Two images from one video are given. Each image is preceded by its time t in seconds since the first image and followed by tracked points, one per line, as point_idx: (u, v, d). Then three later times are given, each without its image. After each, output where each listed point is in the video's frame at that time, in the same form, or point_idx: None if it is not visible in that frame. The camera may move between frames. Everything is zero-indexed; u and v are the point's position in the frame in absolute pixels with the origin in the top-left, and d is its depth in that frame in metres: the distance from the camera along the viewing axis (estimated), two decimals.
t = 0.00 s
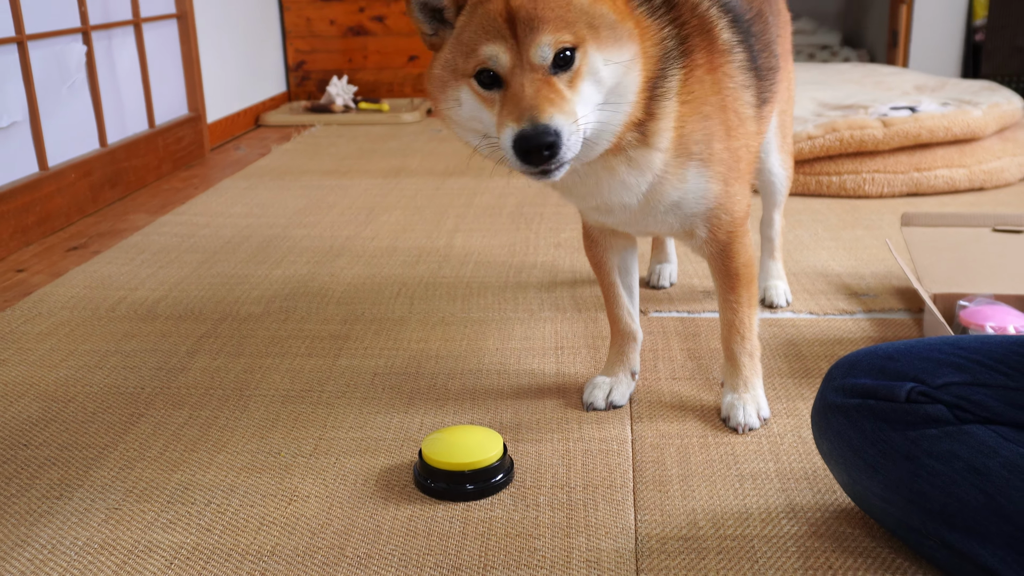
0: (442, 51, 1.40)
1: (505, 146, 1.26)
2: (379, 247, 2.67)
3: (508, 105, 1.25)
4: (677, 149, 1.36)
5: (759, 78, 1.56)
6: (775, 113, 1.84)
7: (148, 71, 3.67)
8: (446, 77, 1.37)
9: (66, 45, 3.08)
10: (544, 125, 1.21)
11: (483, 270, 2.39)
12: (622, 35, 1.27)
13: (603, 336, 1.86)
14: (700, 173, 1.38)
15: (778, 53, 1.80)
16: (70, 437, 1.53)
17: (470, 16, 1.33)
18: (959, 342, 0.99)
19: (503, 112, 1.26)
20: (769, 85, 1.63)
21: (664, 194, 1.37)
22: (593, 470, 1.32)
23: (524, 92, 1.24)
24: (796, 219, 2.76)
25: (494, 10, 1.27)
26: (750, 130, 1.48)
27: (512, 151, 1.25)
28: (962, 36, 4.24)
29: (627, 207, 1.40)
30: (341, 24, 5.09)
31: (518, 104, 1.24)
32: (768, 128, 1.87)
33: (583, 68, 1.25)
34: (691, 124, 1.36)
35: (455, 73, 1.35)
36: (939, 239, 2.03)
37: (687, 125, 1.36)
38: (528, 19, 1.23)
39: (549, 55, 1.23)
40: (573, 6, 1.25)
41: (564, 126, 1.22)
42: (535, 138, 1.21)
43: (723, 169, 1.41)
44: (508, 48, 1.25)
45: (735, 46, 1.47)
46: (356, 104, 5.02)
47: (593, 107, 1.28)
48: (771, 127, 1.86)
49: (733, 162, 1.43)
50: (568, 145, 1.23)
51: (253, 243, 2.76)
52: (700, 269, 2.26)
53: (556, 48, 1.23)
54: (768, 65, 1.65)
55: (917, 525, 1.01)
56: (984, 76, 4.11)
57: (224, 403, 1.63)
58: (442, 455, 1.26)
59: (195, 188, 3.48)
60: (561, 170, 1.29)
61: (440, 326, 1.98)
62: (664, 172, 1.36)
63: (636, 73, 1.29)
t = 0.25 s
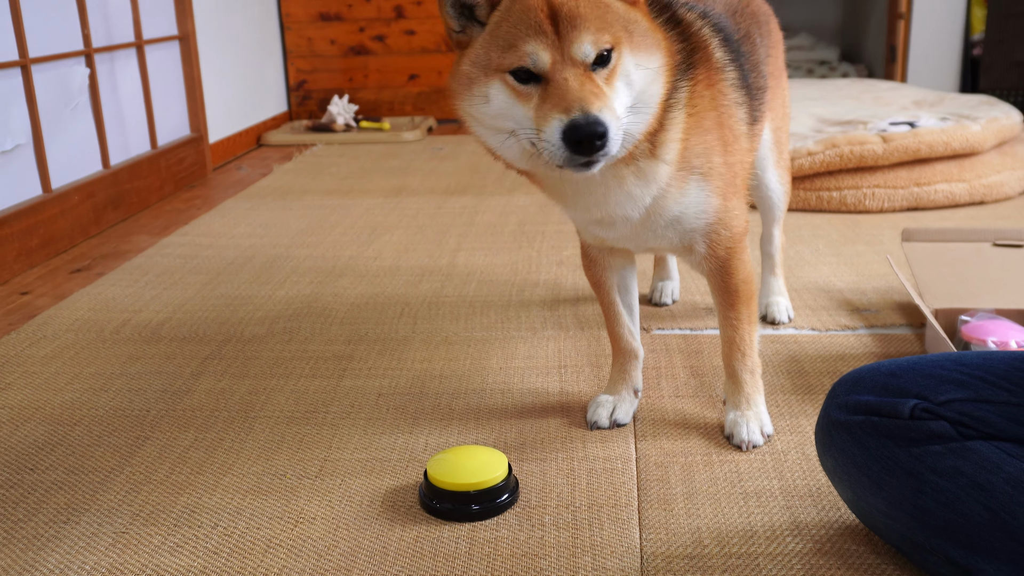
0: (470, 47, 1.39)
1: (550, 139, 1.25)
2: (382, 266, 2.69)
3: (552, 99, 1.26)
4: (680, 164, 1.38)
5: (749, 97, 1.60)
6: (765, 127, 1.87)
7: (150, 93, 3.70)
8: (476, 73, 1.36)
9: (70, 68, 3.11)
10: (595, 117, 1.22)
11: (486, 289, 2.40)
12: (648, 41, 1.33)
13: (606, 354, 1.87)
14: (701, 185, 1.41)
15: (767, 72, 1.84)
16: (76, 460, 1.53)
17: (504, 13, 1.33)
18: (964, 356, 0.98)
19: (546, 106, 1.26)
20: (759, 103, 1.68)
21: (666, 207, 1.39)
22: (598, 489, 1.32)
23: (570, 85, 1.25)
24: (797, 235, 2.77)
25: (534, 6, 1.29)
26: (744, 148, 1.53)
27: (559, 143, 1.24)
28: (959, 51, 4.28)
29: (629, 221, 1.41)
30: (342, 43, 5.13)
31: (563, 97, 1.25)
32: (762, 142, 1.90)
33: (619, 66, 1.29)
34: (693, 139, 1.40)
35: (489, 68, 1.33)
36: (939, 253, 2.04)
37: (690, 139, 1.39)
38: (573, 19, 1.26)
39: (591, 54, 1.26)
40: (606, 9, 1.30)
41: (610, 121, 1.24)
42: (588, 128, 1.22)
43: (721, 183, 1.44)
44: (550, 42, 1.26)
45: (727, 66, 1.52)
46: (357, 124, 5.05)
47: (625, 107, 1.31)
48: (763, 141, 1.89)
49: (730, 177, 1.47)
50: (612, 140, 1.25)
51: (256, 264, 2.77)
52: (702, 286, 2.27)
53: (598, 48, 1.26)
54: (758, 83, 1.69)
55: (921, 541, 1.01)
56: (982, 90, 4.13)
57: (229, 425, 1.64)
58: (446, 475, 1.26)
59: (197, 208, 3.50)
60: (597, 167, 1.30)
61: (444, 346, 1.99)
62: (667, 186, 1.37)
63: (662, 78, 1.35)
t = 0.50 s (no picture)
0: (493, 77, 1.40)
1: (579, 175, 1.28)
2: (382, 280, 2.70)
3: (580, 136, 1.29)
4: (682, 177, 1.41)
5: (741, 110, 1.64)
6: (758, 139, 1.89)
7: (150, 108, 3.73)
8: (498, 103, 1.38)
9: (71, 84, 3.13)
10: (625, 160, 1.26)
11: (485, 302, 2.41)
12: (665, 72, 1.38)
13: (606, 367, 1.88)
14: (701, 197, 1.43)
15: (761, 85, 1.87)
16: (77, 476, 1.54)
17: (531, 44, 1.35)
18: (959, 371, 0.98)
19: (574, 142, 1.30)
20: (751, 116, 1.72)
21: (668, 217, 1.41)
22: (597, 503, 1.33)
23: (598, 124, 1.29)
24: (795, 248, 2.78)
25: (564, 41, 1.32)
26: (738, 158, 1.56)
27: (589, 181, 1.27)
28: (955, 65, 4.31)
29: (632, 234, 1.43)
30: (342, 58, 5.17)
31: (592, 135, 1.28)
32: (760, 155, 1.91)
33: (640, 100, 1.33)
34: (692, 152, 1.43)
35: (514, 100, 1.35)
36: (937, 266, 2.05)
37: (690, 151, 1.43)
38: (599, 58, 1.30)
39: (616, 92, 1.30)
40: (629, 43, 1.34)
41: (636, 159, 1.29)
42: (618, 168, 1.25)
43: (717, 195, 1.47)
44: (580, 78, 1.30)
45: (719, 78, 1.57)
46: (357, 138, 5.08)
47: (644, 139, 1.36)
48: (758, 154, 1.90)
49: (726, 189, 1.49)
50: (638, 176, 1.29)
51: (256, 279, 2.78)
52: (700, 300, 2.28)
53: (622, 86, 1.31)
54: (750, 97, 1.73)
55: (919, 554, 1.02)
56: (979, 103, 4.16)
57: (229, 440, 1.65)
58: (446, 489, 1.27)
59: (198, 223, 3.52)
60: (620, 202, 1.34)
61: (443, 360, 1.99)
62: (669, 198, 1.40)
63: (676, 109, 1.40)
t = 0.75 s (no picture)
0: (508, 75, 1.39)
1: (607, 166, 1.28)
2: (381, 288, 2.70)
3: (604, 129, 1.30)
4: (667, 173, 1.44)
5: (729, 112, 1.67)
6: (751, 148, 1.91)
7: (151, 115, 3.74)
8: (514, 101, 1.37)
9: (72, 90, 3.15)
10: (653, 149, 1.28)
11: (484, 310, 2.41)
12: (663, 69, 1.44)
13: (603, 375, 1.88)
14: (689, 193, 1.47)
15: (756, 94, 1.90)
16: (73, 480, 1.54)
17: (546, 41, 1.36)
18: (954, 381, 1.00)
19: (598, 135, 1.30)
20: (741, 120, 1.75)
21: (660, 218, 1.43)
22: (593, 511, 1.33)
23: (621, 116, 1.31)
24: (793, 258, 2.79)
25: (580, 38, 1.34)
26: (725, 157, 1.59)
27: (618, 172, 1.28)
28: (954, 77, 4.33)
29: (626, 235, 1.45)
30: (342, 67, 5.19)
31: (616, 128, 1.29)
32: (757, 164, 1.93)
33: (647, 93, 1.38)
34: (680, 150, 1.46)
35: (531, 96, 1.35)
36: (932, 276, 2.06)
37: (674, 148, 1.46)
38: (616, 53, 1.33)
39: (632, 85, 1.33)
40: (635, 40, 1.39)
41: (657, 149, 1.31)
42: (648, 156, 1.27)
43: (703, 192, 1.51)
44: (598, 73, 1.32)
45: (700, 75, 1.61)
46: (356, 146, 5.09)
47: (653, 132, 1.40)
48: (754, 162, 1.92)
49: (713, 185, 1.53)
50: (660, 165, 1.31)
51: (254, 285, 2.78)
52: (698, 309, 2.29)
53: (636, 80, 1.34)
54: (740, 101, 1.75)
55: (913, 563, 1.01)
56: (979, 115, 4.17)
57: (226, 445, 1.65)
58: (442, 495, 1.27)
59: (197, 229, 3.52)
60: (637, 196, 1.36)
61: (441, 367, 1.99)
62: (657, 199, 1.42)
63: (671, 103, 1.46)
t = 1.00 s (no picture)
0: (535, 66, 1.39)
1: (638, 153, 1.29)
2: (376, 294, 2.70)
3: (633, 116, 1.31)
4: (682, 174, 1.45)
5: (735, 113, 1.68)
6: (752, 150, 1.91)
7: (146, 123, 3.74)
8: (542, 91, 1.37)
9: (67, 100, 3.15)
10: (683, 135, 1.29)
11: (480, 315, 2.41)
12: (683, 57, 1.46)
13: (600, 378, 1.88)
14: (699, 194, 1.48)
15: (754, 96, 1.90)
16: (70, 490, 1.53)
17: (572, 30, 1.37)
18: (945, 378, 1.02)
19: (627, 122, 1.31)
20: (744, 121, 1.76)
21: (673, 209, 1.45)
22: (590, 515, 1.33)
23: (650, 104, 1.32)
24: (789, 260, 2.80)
25: (608, 27, 1.34)
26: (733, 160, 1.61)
27: (651, 155, 1.28)
28: (947, 78, 4.35)
29: (638, 229, 1.45)
30: (337, 73, 5.19)
31: (646, 115, 1.31)
32: (755, 164, 1.93)
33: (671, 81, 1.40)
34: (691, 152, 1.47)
35: (559, 85, 1.35)
36: (927, 277, 2.07)
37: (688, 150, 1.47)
38: (644, 45, 1.34)
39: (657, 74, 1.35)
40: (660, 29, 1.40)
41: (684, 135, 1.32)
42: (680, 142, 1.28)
43: (713, 196, 1.52)
44: (626, 62, 1.33)
45: (711, 80, 1.62)
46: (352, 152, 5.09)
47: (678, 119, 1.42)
48: (754, 163, 1.93)
49: (722, 190, 1.55)
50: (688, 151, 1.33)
51: (249, 293, 2.78)
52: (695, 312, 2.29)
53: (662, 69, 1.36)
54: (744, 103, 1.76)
55: (909, 562, 1.02)
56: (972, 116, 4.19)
57: (223, 453, 1.64)
58: (438, 501, 1.27)
59: (192, 238, 3.52)
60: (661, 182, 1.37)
61: (438, 373, 1.99)
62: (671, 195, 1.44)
63: (691, 94, 1.48)
